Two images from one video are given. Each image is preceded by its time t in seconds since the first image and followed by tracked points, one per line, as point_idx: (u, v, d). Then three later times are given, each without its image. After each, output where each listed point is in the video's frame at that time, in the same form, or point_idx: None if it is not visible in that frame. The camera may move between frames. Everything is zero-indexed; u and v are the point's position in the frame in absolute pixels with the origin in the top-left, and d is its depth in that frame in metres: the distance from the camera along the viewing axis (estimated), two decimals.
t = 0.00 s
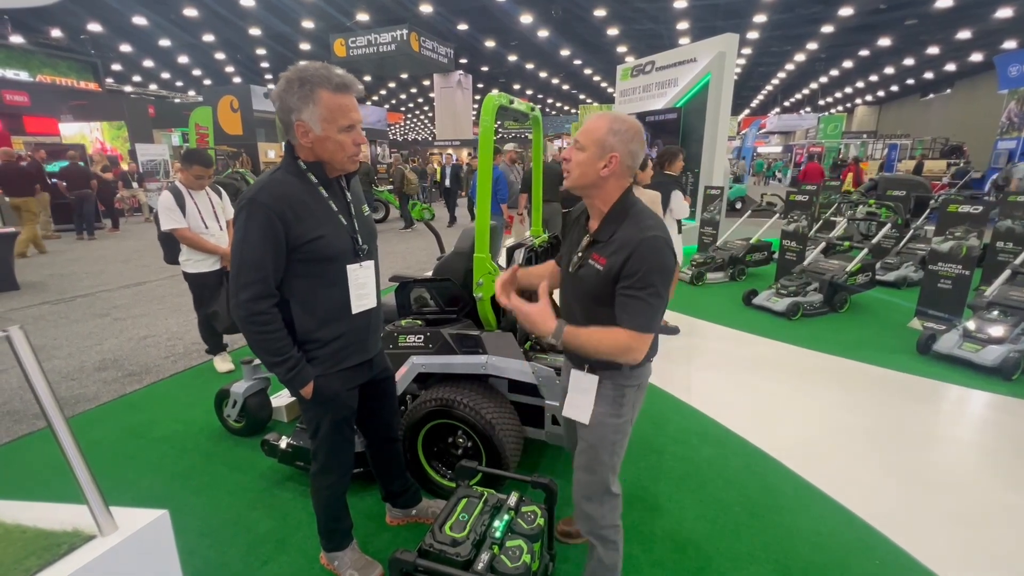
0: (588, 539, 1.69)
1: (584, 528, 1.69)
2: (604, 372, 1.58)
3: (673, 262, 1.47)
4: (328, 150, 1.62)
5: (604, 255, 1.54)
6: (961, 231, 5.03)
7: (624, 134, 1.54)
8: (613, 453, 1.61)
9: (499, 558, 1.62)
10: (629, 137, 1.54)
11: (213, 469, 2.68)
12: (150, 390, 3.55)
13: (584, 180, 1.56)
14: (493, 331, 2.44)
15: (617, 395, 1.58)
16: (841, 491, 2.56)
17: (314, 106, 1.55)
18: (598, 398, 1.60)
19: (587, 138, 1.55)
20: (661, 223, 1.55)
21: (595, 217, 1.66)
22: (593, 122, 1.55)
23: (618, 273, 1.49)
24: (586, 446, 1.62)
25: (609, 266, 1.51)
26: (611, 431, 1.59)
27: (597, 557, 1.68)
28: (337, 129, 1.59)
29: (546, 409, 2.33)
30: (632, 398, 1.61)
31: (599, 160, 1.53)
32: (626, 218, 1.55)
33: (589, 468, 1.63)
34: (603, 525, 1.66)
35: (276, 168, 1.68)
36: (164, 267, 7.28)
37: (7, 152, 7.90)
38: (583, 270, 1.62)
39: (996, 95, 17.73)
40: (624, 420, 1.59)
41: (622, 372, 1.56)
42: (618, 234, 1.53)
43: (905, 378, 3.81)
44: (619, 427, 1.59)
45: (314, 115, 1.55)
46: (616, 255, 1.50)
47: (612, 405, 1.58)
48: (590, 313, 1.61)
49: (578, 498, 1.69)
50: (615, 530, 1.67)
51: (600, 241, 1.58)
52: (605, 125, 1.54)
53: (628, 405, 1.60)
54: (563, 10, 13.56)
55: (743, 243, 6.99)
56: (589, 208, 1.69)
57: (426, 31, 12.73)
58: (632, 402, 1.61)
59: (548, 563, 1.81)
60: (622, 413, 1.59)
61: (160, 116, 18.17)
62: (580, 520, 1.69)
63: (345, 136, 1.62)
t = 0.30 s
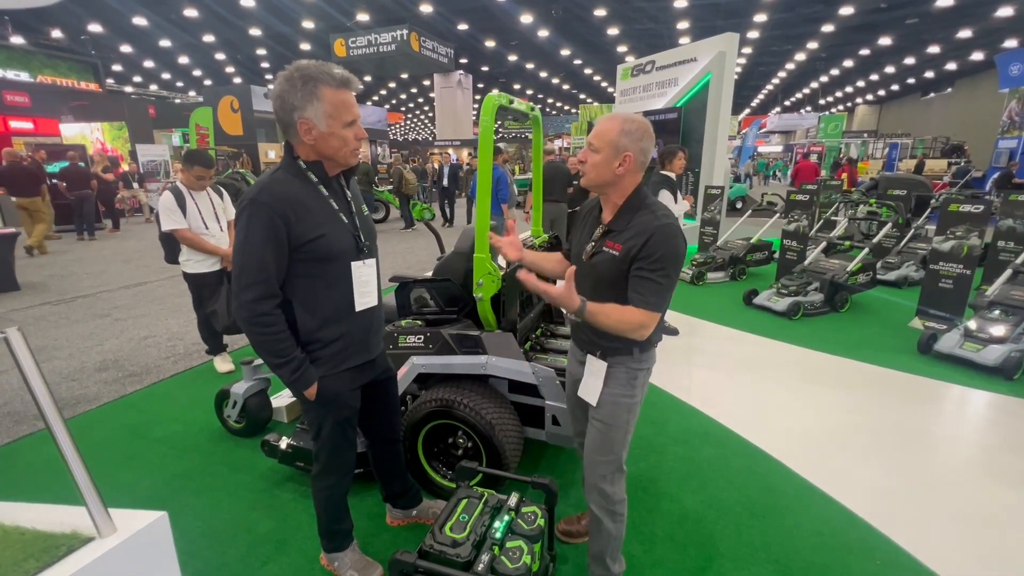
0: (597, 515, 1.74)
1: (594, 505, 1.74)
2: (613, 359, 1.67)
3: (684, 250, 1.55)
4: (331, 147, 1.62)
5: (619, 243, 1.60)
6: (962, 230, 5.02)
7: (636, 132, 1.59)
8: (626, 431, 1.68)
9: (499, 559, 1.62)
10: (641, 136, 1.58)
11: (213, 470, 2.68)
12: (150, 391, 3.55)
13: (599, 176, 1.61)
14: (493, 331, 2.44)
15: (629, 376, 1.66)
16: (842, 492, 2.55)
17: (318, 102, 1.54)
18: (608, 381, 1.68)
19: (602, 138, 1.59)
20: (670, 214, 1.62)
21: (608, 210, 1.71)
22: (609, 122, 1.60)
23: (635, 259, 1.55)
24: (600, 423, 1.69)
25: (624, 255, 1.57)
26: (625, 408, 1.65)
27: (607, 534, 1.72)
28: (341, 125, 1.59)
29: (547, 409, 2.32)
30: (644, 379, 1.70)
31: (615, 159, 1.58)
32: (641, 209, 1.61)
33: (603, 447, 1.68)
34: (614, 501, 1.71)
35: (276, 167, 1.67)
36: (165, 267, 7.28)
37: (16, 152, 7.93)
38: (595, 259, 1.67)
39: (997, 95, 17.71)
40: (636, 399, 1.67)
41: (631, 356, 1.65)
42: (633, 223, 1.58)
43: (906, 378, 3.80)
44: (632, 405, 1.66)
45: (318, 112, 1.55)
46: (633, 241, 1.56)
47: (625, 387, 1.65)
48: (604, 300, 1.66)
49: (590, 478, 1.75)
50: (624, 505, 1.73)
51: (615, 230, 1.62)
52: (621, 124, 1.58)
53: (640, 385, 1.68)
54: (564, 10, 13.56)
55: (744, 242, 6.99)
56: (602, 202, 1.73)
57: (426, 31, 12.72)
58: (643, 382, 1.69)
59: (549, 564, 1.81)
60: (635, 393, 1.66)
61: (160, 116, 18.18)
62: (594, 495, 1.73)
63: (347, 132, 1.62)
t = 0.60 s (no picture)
0: (611, 511, 1.76)
1: (608, 501, 1.75)
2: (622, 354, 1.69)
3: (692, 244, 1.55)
4: (334, 149, 1.62)
5: (626, 239, 1.60)
6: (963, 230, 5.01)
7: (636, 130, 1.60)
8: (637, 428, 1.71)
9: (500, 559, 1.62)
10: (643, 135, 1.59)
11: (214, 470, 2.68)
12: (151, 391, 3.56)
13: (601, 173, 1.61)
14: (494, 332, 2.44)
15: (638, 374, 1.67)
16: (845, 492, 2.54)
17: (321, 104, 1.55)
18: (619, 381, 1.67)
19: (605, 137, 1.60)
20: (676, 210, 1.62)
21: (611, 206, 1.71)
22: (610, 121, 1.60)
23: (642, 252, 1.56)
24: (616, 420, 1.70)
25: (632, 250, 1.57)
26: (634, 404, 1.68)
27: (621, 527, 1.76)
28: (343, 127, 1.59)
29: (548, 410, 2.32)
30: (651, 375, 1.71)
31: (618, 156, 1.58)
32: (646, 204, 1.61)
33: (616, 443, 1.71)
34: (625, 496, 1.74)
35: (277, 169, 1.67)
36: (165, 267, 7.29)
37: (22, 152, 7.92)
38: (602, 256, 1.67)
39: (998, 94, 17.69)
40: (644, 395, 1.69)
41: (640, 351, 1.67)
42: (639, 217, 1.58)
43: (907, 378, 3.81)
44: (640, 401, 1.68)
45: (321, 114, 1.55)
46: (640, 236, 1.57)
47: (634, 384, 1.67)
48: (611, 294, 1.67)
49: (600, 476, 1.77)
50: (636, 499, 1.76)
51: (619, 225, 1.63)
52: (622, 122, 1.59)
53: (648, 383, 1.69)
54: (564, 10, 13.55)
55: (744, 242, 6.99)
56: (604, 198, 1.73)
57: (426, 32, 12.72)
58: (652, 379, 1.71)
59: (550, 565, 1.81)
60: (643, 390, 1.68)
61: (161, 116, 18.21)
62: (608, 491, 1.74)
63: (350, 134, 1.62)
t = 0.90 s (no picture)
0: (611, 508, 1.76)
1: (609, 498, 1.75)
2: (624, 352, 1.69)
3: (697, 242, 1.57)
4: (333, 148, 1.62)
5: (630, 237, 1.60)
6: (965, 230, 4.98)
7: (640, 130, 1.60)
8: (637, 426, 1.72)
9: (501, 559, 1.62)
10: (645, 135, 1.60)
11: (216, 470, 2.68)
12: (153, 391, 3.56)
13: (604, 172, 1.60)
14: (496, 331, 2.43)
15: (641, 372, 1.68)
16: (847, 492, 2.53)
17: (320, 104, 1.55)
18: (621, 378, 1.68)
19: (607, 137, 1.60)
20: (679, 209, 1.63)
21: (611, 204, 1.71)
22: (612, 121, 1.60)
23: (644, 249, 1.57)
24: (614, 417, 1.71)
25: (637, 249, 1.58)
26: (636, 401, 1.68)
27: (620, 523, 1.76)
28: (343, 127, 1.59)
29: (549, 409, 2.32)
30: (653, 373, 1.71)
31: (621, 156, 1.58)
32: (648, 202, 1.62)
33: (617, 440, 1.72)
34: (626, 493, 1.74)
35: (276, 169, 1.67)
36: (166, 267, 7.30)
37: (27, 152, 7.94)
38: (604, 254, 1.66)
39: (1000, 93, 17.64)
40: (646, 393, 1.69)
41: (640, 348, 1.69)
42: (641, 216, 1.59)
43: (909, 377, 3.80)
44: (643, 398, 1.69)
45: (320, 114, 1.55)
46: (643, 234, 1.57)
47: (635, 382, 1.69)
48: (614, 291, 1.67)
49: (601, 472, 1.77)
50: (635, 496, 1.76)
51: (621, 224, 1.64)
52: (624, 123, 1.59)
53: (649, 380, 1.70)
54: (565, 10, 13.53)
55: (745, 241, 6.98)
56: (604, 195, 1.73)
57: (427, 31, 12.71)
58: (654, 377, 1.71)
59: (551, 564, 1.80)
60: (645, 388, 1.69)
61: (162, 116, 18.24)
62: (608, 488, 1.74)
63: (349, 134, 1.62)
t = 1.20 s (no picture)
0: (612, 507, 1.76)
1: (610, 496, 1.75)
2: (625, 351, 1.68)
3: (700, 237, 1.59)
4: (332, 149, 1.61)
5: (632, 233, 1.60)
6: (967, 229, 4.97)
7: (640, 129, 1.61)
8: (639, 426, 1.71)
9: (502, 559, 1.61)
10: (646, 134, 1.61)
11: (217, 470, 2.68)
12: (154, 391, 3.56)
13: (604, 169, 1.61)
14: (497, 331, 2.43)
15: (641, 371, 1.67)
16: (849, 493, 2.53)
17: (318, 104, 1.54)
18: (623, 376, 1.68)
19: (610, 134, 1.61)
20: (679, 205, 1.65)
21: (611, 202, 1.70)
22: (612, 120, 1.61)
23: (648, 244, 1.58)
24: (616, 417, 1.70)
25: (640, 244, 1.58)
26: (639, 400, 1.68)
27: (621, 521, 1.76)
28: (342, 127, 1.59)
29: (550, 409, 2.32)
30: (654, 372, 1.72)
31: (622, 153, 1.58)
32: (648, 200, 1.63)
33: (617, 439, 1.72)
34: (627, 492, 1.74)
35: (275, 169, 1.67)
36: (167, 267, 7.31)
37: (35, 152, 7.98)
38: (606, 251, 1.66)
39: (1003, 93, 17.60)
40: (647, 391, 1.69)
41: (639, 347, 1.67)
42: (643, 214, 1.60)
43: (911, 377, 3.79)
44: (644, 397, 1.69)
45: (319, 114, 1.55)
46: (646, 229, 1.58)
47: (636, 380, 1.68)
48: (615, 288, 1.67)
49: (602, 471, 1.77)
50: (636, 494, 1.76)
51: (622, 220, 1.63)
52: (624, 122, 1.61)
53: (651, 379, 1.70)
54: (566, 9, 13.52)
55: (746, 241, 6.98)
56: (604, 193, 1.73)
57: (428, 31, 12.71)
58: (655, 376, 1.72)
59: (552, 563, 1.80)
60: (647, 386, 1.69)
61: (164, 117, 18.27)
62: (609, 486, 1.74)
63: (348, 134, 1.61)
